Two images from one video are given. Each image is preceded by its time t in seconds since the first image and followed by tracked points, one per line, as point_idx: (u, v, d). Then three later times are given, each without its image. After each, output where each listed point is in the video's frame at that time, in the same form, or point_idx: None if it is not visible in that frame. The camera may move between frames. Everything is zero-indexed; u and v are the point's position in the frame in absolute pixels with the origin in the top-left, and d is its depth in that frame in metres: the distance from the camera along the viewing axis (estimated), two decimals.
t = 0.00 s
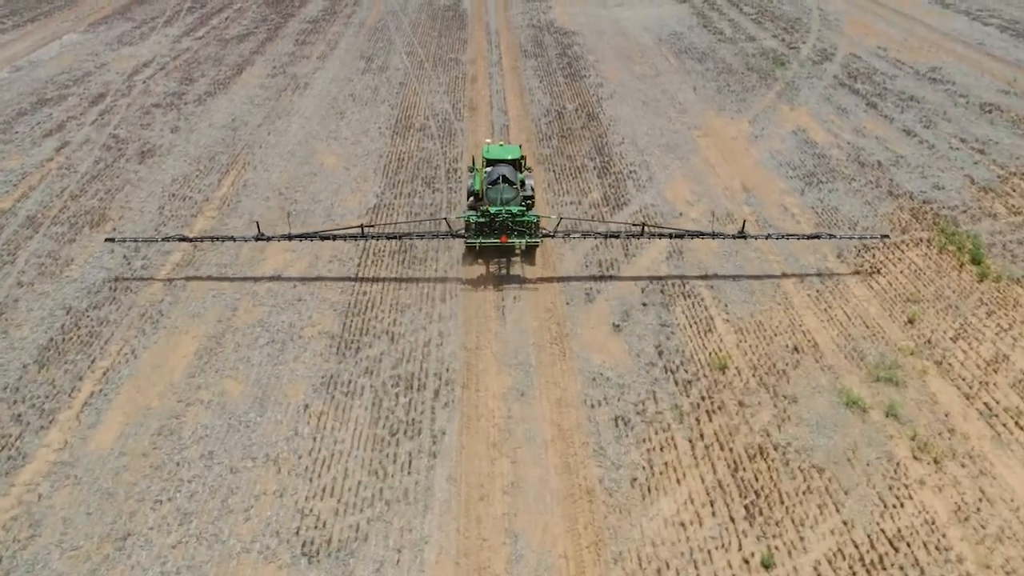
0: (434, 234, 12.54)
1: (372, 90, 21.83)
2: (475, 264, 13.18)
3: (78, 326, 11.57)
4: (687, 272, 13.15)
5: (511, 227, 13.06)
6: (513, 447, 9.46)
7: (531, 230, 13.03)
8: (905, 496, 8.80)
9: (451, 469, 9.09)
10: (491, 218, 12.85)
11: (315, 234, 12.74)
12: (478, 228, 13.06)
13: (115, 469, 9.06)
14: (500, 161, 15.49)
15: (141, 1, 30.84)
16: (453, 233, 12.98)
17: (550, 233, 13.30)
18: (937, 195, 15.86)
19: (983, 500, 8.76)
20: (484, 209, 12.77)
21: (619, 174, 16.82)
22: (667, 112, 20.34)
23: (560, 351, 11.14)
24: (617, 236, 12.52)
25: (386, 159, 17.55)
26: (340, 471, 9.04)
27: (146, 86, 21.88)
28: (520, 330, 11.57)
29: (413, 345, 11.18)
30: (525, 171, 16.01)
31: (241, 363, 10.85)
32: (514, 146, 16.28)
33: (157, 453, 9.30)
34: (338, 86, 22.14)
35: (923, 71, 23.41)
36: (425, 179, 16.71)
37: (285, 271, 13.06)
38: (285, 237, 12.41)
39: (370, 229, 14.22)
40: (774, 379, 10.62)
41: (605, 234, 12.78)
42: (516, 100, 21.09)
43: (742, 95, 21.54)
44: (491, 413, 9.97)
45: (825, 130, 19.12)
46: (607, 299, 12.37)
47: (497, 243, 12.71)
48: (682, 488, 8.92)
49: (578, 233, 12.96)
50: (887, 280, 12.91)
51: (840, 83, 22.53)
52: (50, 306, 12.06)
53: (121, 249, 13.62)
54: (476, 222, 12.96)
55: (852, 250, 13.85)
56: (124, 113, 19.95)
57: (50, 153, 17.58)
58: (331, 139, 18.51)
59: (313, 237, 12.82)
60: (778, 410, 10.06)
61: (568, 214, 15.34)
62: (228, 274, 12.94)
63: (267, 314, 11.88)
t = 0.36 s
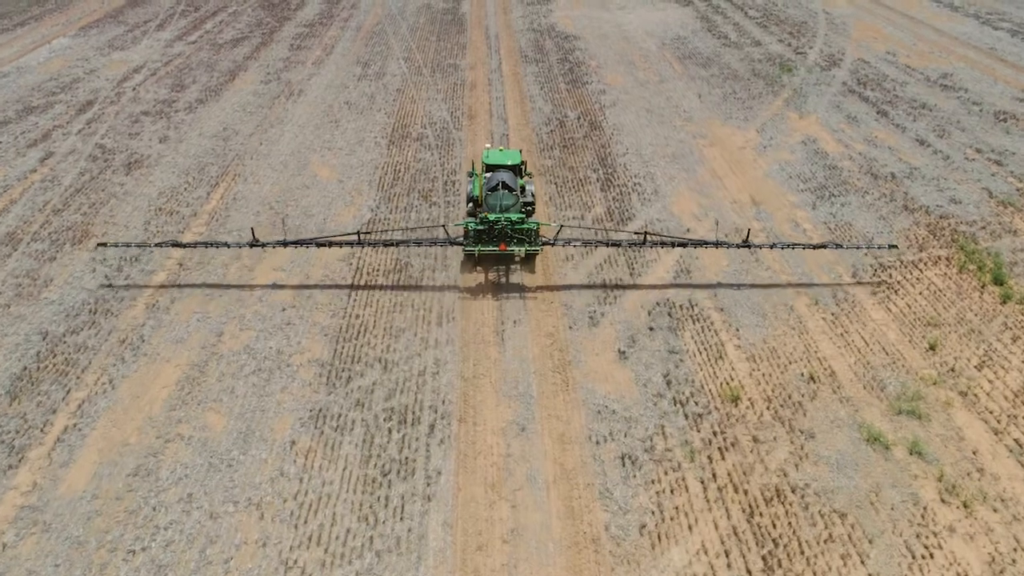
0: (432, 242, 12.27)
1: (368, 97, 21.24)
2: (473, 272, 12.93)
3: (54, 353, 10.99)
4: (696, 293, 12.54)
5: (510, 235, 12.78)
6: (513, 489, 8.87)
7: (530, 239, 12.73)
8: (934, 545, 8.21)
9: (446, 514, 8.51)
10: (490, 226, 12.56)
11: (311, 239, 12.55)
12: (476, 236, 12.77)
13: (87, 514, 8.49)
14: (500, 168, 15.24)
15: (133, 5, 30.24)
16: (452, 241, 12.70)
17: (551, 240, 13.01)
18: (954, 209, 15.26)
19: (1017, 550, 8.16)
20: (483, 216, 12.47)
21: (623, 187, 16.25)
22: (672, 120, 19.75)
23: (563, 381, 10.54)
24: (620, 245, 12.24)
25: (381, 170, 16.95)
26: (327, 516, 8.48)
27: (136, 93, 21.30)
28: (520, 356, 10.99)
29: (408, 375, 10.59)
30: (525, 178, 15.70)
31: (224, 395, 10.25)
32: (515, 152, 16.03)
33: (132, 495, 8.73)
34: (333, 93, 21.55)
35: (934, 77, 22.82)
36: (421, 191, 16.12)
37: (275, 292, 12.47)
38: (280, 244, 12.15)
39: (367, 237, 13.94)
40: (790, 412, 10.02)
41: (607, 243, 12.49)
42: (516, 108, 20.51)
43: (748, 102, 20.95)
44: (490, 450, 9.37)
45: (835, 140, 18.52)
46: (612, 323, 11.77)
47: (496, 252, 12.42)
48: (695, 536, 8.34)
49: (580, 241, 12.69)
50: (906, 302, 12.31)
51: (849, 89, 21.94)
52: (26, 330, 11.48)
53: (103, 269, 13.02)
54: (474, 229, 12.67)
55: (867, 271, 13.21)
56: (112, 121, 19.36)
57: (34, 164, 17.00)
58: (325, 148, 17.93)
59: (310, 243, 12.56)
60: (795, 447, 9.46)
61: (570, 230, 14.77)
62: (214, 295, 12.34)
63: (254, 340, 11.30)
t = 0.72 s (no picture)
0: (429, 250, 12.01)
1: (364, 105, 20.62)
2: (473, 279, 12.71)
3: (28, 383, 10.39)
4: (705, 316, 11.92)
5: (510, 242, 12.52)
6: (514, 539, 8.31)
7: (531, 246, 12.46)
8: None
9: (443, 568, 7.95)
10: (489, 233, 12.29)
11: (306, 246, 12.28)
12: (476, 244, 12.50)
13: (55, 568, 7.93)
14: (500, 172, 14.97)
15: (126, 8, 29.63)
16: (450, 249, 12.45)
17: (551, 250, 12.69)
18: (973, 225, 14.65)
19: None
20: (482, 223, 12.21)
21: (628, 201, 15.65)
22: (678, 129, 19.15)
23: (566, 414, 9.93)
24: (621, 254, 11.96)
25: (376, 183, 16.32)
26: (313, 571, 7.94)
27: (125, 100, 20.69)
28: (520, 386, 10.40)
29: (402, 408, 9.97)
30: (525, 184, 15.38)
31: (206, 430, 9.63)
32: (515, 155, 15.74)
33: (104, 546, 8.16)
34: (328, 100, 20.93)
35: (946, 83, 22.21)
36: (418, 205, 15.52)
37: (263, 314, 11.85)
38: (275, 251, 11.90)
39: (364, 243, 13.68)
40: (809, 450, 9.42)
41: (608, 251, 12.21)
42: (517, 116, 19.91)
43: (756, 110, 20.34)
44: (490, 494, 8.79)
45: (846, 150, 17.90)
46: (618, 350, 11.14)
47: (495, 260, 12.16)
48: None
49: (581, 250, 12.44)
50: (926, 327, 11.70)
51: (858, 96, 21.33)
52: None
53: (83, 290, 12.41)
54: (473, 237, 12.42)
55: (885, 292, 12.59)
56: (99, 130, 18.76)
57: (16, 176, 16.40)
58: (319, 159, 17.33)
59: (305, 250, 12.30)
60: (815, 490, 8.88)
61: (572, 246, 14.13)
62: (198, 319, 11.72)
63: (240, 369, 10.68)
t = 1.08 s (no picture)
0: (426, 257, 11.70)
1: (360, 113, 20.01)
2: (472, 287, 12.44)
3: None
4: (716, 342, 11.31)
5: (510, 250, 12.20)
6: None
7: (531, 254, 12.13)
8: None
9: None
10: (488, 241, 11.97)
11: (302, 253, 12.00)
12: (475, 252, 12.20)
13: None
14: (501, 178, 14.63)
15: (118, 11, 29.02)
16: (448, 257, 12.15)
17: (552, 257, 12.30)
18: (994, 242, 14.03)
19: None
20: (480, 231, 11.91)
21: (633, 217, 15.06)
22: (684, 138, 18.54)
23: (571, 452, 9.34)
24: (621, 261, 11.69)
25: (371, 197, 15.71)
26: None
27: (114, 108, 20.09)
28: (521, 421, 9.80)
29: (395, 446, 9.37)
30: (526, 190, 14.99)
31: (186, 470, 9.03)
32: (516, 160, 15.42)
33: None
34: (323, 108, 20.33)
35: (958, 90, 21.61)
36: (415, 220, 14.92)
37: (249, 341, 11.22)
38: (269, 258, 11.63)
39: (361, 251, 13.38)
40: (830, 492, 8.83)
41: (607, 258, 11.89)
42: (517, 125, 19.30)
43: (764, 118, 19.74)
44: (490, 544, 8.22)
45: (859, 161, 17.29)
46: (625, 380, 10.54)
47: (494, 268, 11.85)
48: None
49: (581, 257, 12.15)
50: (950, 354, 11.09)
51: (869, 104, 20.73)
52: None
53: (61, 312, 11.82)
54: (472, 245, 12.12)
55: (904, 316, 11.98)
56: (86, 140, 18.15)
57: None
58: (312, 171, 16.73)
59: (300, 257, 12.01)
60: (838, 538, 8.31)
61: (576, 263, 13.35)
62: (181, 346, 11.11)
63: (224, 402, 10.08)
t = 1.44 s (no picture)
0: (424, 265, 11.36)
1: (356, 121, 19.40)
2: (471, 295, 12.12)
3: None
4: (729, 371, 10.69)
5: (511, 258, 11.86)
6: None
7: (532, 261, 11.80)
8: None
9: None
10: (488, 249, 11.63)
11: (298, 261, 11.65)
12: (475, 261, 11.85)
13: None
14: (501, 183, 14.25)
15: (109, 14, 28.40)
16: (447, 265, 11.81)
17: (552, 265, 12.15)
18: (1017, 261, 13.42)
19: None
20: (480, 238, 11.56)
21: (639, 232, 14.46)
22: (690, 148, 17.94)
23: (577, 494, 8.77)
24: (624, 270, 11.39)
25: (366, 211, 15.10)
26: None
27: (102, 116, 19.48)
28: (522, 458, 9.20)
29: (387, 488, 8.78)
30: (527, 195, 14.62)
31: (164, 515, 8.46)
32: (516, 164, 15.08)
33: None
34: (318, 116, 19.72)
35: (972, 97, 21.00)
36: (412, 236, 14.31)
37: (234, 370, 10.61)
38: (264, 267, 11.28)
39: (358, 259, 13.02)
40: (854, 540, 8.27)
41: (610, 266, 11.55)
42: (518, 134, 18.69)
43: (772, 127, 19.13)
44: None
45: (872, 173, 16.68)
46: (632, 414, 9.93)
47: (495, 276, 11.52)
48: None
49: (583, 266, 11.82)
50: (977, 384, 10.48)
51: (880, 112, 20.11)
52: None
53: (38, 337, 11.22)
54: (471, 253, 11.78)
55: (926, 341, 11.36)
56: (72, 149, 17.54)
57: None
58: (305, 182, 16.13)
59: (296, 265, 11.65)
60: None
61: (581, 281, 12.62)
62: (163, 374, 10.50)
63: (207, 438, 9.46)
